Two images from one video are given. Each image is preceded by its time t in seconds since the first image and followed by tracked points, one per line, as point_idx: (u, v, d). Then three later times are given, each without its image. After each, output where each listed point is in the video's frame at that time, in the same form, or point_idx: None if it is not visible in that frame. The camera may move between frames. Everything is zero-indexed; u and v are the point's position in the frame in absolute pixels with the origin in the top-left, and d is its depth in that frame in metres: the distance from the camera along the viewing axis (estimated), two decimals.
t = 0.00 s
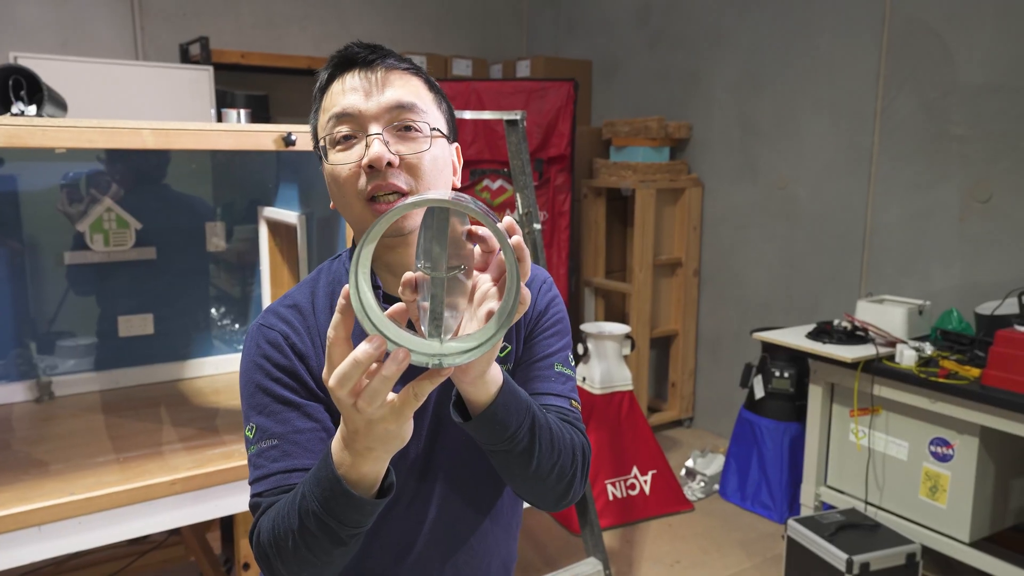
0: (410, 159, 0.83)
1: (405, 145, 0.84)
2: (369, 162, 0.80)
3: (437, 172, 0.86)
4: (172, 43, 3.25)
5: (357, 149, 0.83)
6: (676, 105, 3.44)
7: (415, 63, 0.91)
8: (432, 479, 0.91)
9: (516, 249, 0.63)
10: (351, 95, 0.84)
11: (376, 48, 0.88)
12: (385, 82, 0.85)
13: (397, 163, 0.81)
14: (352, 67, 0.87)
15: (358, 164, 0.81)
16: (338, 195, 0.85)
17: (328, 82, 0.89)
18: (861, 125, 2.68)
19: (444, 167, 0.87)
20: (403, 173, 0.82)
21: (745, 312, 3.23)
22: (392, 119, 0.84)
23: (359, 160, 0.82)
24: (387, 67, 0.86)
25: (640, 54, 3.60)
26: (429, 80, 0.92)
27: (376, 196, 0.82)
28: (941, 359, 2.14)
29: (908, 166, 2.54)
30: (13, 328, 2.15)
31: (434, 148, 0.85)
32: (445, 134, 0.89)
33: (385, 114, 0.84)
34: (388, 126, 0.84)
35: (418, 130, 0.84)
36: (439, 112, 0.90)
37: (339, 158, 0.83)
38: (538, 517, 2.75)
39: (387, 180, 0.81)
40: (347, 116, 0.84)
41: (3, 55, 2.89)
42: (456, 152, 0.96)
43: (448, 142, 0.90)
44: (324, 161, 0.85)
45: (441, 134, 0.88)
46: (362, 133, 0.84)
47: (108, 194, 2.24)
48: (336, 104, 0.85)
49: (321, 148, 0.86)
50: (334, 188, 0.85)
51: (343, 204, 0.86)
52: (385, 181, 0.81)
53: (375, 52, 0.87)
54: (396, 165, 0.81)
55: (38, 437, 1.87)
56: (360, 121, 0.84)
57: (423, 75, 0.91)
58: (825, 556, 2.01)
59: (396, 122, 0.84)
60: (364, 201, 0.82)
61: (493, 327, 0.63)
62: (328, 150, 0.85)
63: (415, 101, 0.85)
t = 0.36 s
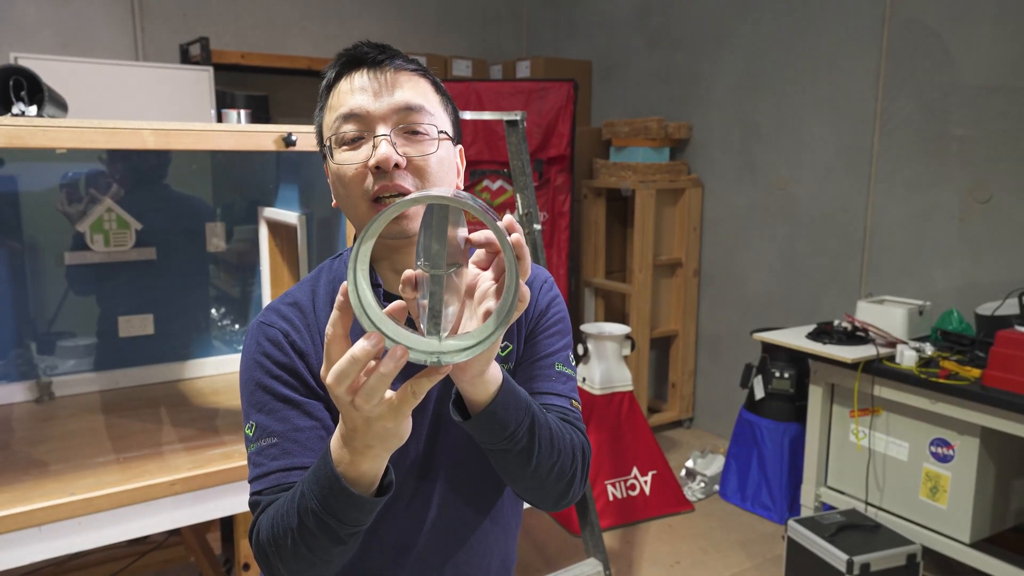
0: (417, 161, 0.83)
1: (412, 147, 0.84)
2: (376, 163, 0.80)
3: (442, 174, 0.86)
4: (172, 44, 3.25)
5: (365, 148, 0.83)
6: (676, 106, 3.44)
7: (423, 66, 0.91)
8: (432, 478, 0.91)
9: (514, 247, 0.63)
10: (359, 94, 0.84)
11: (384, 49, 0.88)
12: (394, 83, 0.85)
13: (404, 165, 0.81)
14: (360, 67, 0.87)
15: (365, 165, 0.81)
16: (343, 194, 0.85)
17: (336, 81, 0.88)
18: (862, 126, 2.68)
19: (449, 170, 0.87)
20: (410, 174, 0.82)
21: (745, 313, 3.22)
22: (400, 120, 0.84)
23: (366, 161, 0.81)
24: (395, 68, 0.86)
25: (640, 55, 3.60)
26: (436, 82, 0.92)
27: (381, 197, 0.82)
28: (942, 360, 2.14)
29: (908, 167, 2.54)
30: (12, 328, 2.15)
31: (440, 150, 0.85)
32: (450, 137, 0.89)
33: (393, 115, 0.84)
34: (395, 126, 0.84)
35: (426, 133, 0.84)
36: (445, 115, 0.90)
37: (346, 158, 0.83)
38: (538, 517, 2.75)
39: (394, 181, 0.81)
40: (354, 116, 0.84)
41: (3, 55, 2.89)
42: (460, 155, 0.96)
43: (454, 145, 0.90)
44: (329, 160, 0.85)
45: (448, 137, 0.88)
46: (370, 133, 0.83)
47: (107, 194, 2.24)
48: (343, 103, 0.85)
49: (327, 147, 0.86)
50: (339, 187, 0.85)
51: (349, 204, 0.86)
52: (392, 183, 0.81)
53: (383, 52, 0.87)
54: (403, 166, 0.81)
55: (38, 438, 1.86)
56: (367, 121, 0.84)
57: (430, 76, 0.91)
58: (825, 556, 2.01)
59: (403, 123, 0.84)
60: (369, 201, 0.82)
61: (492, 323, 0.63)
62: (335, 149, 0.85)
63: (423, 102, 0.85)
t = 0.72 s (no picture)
0: (420, 159, 0.83)
1: (416, 145, 0.84)
2: (379, 159, 0.80)
3: (444, 174, 0.86)
4: (171, 44, 3.25)
5: (368, 145, 0.83)
6: (676, 106, 3.44)
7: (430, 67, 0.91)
8: (432, 478, 0.92)
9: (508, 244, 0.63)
10: (364, 91, 0.84)
11: (392, 48, 0.88)
12: (400, 82, 0.85)
13: (406, 162, 0.81)
14: (367, 64, 0.87)
15: (368, 161, 0.81)
16: (345, 190, 0.85)
17: (342, 78, 0.88)
18: (862, 126, 2.68)
19: (450, 170, 0.87)
20: (412, 173, 0.82)
21: (745, 313, 3.22)
22: (404, 119, 0.84)
23: (369, 157, 0.82)
24: (402, 67, 0.86)
25: (640, 55, 3.60)
26: (442, 84, 0.92)
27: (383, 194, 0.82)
28: (942, 360, 2.14)
29: (908, 168, 2.54)
30: (12, 328, 2.15)
31: (443, 150, 0.85)
32: (454, 137, 0.89)
33: (398, 113, 0.84)
34: (400, 124, 0.84)
35: (430, 132, 0.84)
36: (450, 115, 0.90)
37: (349, 154, 0.83)
38: (537, 518, 2.75)
39: (396, 178, 0.81)
40: (359, 112, 0.84)
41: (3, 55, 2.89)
42: (463, 157, 0.96)
43: (457, 146, 0.90)
44: (332, 155, 0.85)
45: (451, 137, 0.88)
46: (373, 130, 0.83)
47: (107, 194, 2.24)
48: (348, 100, 0.85)
49: (331, 142, 0.86)
50: (341, 183, 0.85)
51: (350, 199, 0.86)
52: (394, 180, 0.81)
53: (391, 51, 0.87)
54: (405, 164, 0.81)
55: (38, 438, 1.86)
56: (371, 118, 0.84)
57: (435, 77, 0.91)
58: (825, 557, 2.01)
59: (408, 121, 0.84)
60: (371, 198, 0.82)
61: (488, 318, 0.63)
62: (338, 145, 0.84)
63: (428, 102, 0.85)
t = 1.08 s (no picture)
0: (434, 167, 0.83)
1: (430, 151, 0.84)
2: (395, 166, 0.80)
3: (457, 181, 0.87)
4: (171, 43, 3.25)
5: (384, 150, 0.83)
6: (676, 105, 3.44)
7: (445, 70, 0.91)
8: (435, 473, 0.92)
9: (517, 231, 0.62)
10: (381, 94, 0.83)
11: (410, 50, 0.88)
12: (419, 88, 0.84)
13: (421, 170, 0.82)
14: (384, 66, 0.86)
15: (383, 167, 0.81)
16: (357, 192, 0.86)
17: (357, 77, 0.88)
18: (862, 125, 2.68)
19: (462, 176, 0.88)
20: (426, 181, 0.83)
21: (745, 312, 3.23)
22: (421, 125, 0.84)
23: (384, 163, 0.82)
24: (419, 72, 0.86)
25: (641, 54, 3.60)
26: (456, 87, 0.92)
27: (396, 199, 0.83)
28: (942, 359, 2.14)
29: (908, 166, 2.54)
30: (12, 327, 2.15)
31: (457, 158, 0.86)
32: (466, 143, 0.89)
33: (415, 119, 0.83)
34: (416, 131, 0.83)
35: (445, 139, 0.85)
36: (463, 120, 0.90)
37: (364, 158, 0.83)
38: (538, 517, 2.75)
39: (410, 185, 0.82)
40: (375, 115, 0.83)
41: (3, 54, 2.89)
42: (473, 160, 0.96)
43: (468, 151, 0.90)
44: (346, 157, 0.85)
45: (464, 143, 0.88)
46: (389, 135, 0.83)
47: (108, 194, 2.23)
48: (364, 102, 0.84)
49: (344, 143, 0.86)
50: (353, 185, 0.85)
51: (360, 200, 0.86)
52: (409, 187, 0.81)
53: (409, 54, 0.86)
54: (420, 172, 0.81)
55: (38, 437, 1.86)
56: (388, 122, 0.83)
57: (450, 80, 0.91)
58: (825, 556, 2.01)
59: (425, 127, 0.83)
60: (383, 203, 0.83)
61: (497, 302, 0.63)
62: (352, 147, 0.84)
63: (445, 108, 0.85)
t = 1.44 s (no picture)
0: (437, 165, 0.83)
1: (434, 151, 0.84)
2: (399, 164, 0.80)
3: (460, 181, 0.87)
4: (171, 46, 3.25)
5: (388, 148, 0.83)
6: (675, 108, 3.45)
7: (451, 74, 0.91)
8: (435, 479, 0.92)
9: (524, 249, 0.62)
10: (386, 94, 0.84)
11: (416, 54, 0.89)
12: (424, 89, 0.85)
13: (425, 169, 0.82)
14: (390, 68, 0.87)
15: (386, 165, 0.81)
16: (360, 191, 0.85)
17: (363, 79, 0.88)
18: (860, 128, 2.69)
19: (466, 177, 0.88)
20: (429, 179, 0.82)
21: (745, 315, 3.23)
22: (425, 125, 0.84)
23: (388, 161, 0.82)
24: (425, 74, 0.87)
25: (640, 57, 3.60)
26: (461, 91, 0.92)
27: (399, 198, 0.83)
28: (940, 362, 2.14)
29: (906, 169, 2.55)
30: (11, 330, 2.15)
31: (461, 158, 0.85)
32: (471, 145, 0.89)
33: (419, 120, 0.84)
34: (420, 130, 0.84)
35: (449, 140, 0.85)
36: (468, 123, 0.91)
37: (367, 156, 0.83)
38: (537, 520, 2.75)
39: (413, 183, 0.81)
40: (380, 115, 0.84)
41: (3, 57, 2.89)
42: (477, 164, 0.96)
43: (472, 153, 0.90)
44: (350, 156, 0.85)
45: (468, 145, 0.88)
46: (393, 134, 0.83)
47: (106, 197, 2.24)
48: (369, 102, 0.85)
49: (349, 143, 0.86)
50: (357, 184, 0.85)
51: (363, 199, 0.86)
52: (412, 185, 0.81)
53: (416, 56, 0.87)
54: (423, 170, 0.81)
55: (36, 441, 1.86)
56: (392, 122, 0.84)
57: (456, 84, 0.91)
58: (824, 558, 2.01)
59: (429, 127, 0.84)
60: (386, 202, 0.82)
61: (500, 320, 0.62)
62: (356, 146, 0.84)
63: (449, 110, 0.86)
